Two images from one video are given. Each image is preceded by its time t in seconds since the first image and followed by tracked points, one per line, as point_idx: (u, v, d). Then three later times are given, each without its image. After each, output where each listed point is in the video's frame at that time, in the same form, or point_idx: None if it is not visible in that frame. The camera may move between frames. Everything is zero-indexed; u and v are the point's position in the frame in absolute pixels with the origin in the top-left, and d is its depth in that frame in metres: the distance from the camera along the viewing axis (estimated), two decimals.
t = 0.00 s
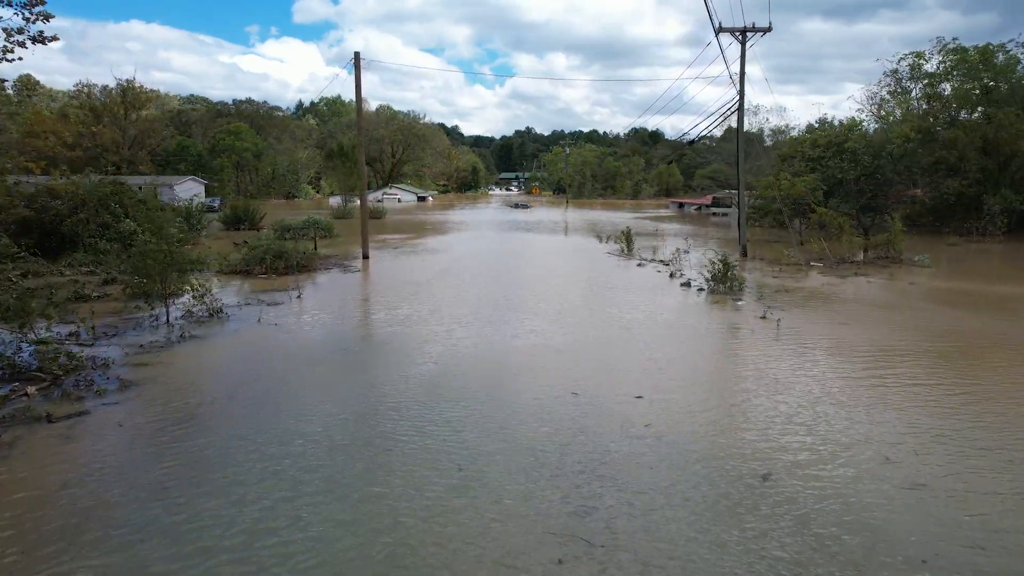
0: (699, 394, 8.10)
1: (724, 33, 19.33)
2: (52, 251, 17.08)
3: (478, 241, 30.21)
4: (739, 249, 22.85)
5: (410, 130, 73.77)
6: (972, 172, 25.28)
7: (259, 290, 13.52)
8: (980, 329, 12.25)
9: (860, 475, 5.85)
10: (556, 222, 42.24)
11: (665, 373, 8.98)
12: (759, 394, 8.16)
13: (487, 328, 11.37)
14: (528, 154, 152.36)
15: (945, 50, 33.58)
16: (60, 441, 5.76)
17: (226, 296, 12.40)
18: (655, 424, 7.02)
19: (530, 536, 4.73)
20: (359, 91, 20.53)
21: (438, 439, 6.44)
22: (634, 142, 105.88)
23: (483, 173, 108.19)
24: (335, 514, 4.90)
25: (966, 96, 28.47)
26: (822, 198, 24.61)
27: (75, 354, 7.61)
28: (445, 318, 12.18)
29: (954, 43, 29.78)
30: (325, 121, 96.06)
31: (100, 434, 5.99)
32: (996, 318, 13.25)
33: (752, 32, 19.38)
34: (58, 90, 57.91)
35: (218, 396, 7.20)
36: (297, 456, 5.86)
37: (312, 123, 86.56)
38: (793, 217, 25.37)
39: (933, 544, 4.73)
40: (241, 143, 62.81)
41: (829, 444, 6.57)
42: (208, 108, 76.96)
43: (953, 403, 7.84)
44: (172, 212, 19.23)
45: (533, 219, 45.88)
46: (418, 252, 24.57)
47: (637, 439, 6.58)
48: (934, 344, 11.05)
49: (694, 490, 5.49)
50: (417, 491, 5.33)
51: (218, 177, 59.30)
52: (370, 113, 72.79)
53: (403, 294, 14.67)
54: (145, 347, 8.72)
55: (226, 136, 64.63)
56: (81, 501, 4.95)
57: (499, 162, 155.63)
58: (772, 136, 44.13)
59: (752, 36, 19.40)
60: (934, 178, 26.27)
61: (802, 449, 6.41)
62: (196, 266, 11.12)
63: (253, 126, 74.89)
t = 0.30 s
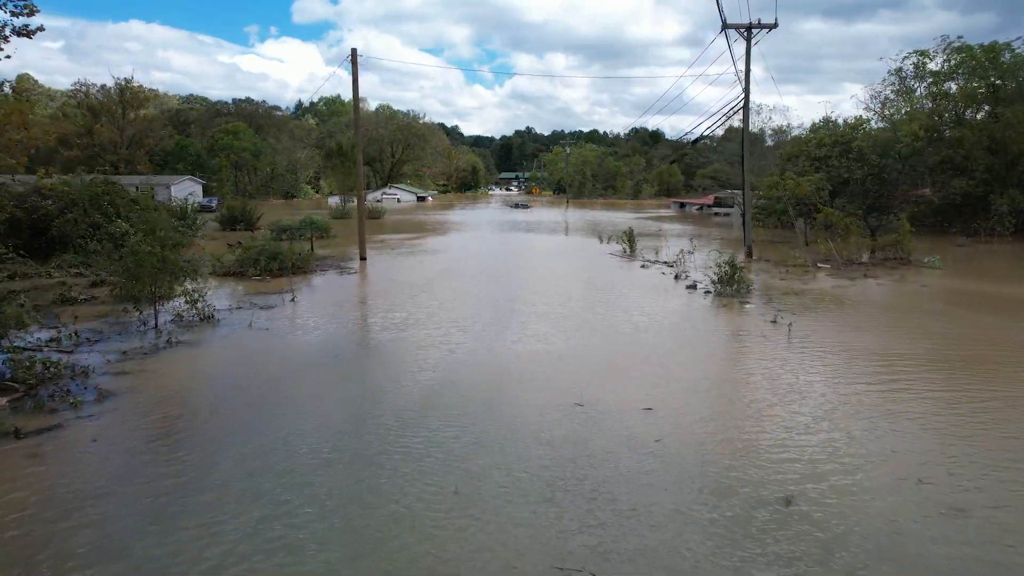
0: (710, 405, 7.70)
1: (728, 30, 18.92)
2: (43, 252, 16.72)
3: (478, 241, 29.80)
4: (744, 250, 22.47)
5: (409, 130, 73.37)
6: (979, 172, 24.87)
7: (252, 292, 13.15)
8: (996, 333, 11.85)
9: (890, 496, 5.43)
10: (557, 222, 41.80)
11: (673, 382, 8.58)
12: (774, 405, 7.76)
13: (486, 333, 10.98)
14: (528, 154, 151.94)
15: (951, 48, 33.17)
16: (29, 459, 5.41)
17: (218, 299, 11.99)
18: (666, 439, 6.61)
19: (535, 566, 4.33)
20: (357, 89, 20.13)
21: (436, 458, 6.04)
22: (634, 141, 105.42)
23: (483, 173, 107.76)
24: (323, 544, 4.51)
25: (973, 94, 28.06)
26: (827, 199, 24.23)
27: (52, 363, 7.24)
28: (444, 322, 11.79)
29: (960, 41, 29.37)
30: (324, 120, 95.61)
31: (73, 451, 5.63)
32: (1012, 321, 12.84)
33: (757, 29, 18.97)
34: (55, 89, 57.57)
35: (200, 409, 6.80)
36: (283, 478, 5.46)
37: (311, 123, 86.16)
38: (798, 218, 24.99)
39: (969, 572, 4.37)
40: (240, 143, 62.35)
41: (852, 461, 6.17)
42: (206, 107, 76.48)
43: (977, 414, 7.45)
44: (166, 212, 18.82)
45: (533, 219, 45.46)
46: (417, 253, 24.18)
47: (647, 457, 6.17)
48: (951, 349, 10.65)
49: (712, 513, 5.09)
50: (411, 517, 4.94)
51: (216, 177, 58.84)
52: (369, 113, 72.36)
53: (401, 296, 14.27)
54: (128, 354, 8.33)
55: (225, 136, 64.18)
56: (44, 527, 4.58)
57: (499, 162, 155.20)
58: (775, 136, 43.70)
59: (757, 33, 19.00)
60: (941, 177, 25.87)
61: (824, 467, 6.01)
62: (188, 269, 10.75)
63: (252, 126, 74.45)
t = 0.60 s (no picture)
0: (720, 416, 7.33)
1: (733, 27, 18.54)
2: (32, 254, 16.33)
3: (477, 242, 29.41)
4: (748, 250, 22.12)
5: (409, 130, 73.00)
6: (987, 171, 24.51)
7: (245, 295, 12.77)
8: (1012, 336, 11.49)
9: (918, 516, 5.08)
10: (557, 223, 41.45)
11: (680, 391, 8.20)
12: (787, 415, 7.38)
13: (485, 338, 10.60)
14: (527, 154, 151.63)
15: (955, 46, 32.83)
16: None
17: (209, 304, 11.60)
18: (675, 453, 6.25)
19: None
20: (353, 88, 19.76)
21: (431, 475, 5.67)
22: (635, 141, 105.15)
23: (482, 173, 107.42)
24: (308, 572, 4.18)
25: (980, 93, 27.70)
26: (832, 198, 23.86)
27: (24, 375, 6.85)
28: (443, 326, 11.41)
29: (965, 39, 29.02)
30: (323, 120, 95.21)
31: (42, 473, 5.27)
32: None
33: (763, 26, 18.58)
34: (52, 89, 57.12)
35: (182, 422, 6.45)
36: (266, 499, 5.10)
37: (310, 123, 85.79)
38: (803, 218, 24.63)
39: None
40: (239, 143, 61.95)
41: (874, 476, 5.81)
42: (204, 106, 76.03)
43: (1005, 425, 7.05)
44: (159, 213, 18.41)
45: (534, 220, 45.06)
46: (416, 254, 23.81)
47: (656, 473, 5.81)
48: (969, 353, 10.27)
49: (728, 537, 4.73)
50: (404, 541, 4.59)
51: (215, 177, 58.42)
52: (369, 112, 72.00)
53: (399, 299, 13.89)
54: (108, 362, 7.94)
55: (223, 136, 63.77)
56: (6, 557, 4.26)
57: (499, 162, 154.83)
58: (777, 135, 43.34)
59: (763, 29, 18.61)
60: (947, 177, 25.49)
61: (845, 484, 5.65)
62: (179, 272, 10.43)
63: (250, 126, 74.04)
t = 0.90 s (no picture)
0: (734, 429, 6.90)
1: (740, 22, 18.09)
2: (20, 254, 16.06)
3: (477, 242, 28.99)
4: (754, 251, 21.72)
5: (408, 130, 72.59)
6: (995, 170, 24.12)
7: (236, 298, 12.36)
8: None
9: (956, 545, 4.66)
10: (558, 223, 41.01)
11: (690, 400, 7.81)
12: (804, 428, 6.95)
13: (485, 343, 10.18)
14: (527, 154, 151.34)
15: (960, 44, 32.41)
16: None
17: (197, 309, 11.16)
18: (688, 472, 5.82)
19: None
20: (350, 84, 19.35)
21: (425, 499, 5.24)
22: (635, 140, 104.71)
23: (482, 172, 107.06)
24: None
25: (987, 91, 27.29)
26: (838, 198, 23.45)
27: None
28: (443, 330, 11.01)
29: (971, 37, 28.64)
30: (322, 119, 94.73)
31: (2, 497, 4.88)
32: None
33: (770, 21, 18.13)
34: (49, 88, 56.68)
35: (159, 438, 6.02)
36: (244, 526, 4.67)
37: (309, 122, 85.36)
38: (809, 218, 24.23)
39: None
40: (237, 142, 61.52)
41: (903, 498, 5.38)
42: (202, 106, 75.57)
43: None
44: (151, 213, 17.93)
45: (534, 220, 44.65)
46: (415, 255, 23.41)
47: (667, 495, 5.39)
48: (989, 357, 9.87)
49: (751, 569, 4.31)
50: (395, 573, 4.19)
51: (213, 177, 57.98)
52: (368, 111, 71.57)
53: (397, 302, 13.48)
54: (84, 371, 7.49)
55: (222, 135, 63.35)
56: None
57: (499, 161, 154.57)
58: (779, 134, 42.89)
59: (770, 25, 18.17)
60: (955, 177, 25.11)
61: (873, 507, 5.23)
62: (166, 273, 9.82)
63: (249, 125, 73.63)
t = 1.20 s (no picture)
0: (747, 441, 6.54)
1: (745, 18, 17.69)
2: (9, 255, 15.80)
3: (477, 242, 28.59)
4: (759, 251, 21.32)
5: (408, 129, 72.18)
6: (1003, 169, 23.71)
7: (227, 301, 11.95)
8: None
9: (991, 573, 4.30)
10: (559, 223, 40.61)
11: (698, 408, 7.44)
12: (820, 440, 6.55)
13: (482, 348, 9.79)
14: (527, 154, 150.90)
15: (965, 42, 31.99)
16: None
17: (185, 312, 10.78)
18: (696, 490, 5.44)
19: None
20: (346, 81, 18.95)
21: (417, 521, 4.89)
22: (635, 140, 104.24)
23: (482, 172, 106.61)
24: None
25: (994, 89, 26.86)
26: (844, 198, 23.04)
27: None
28: (441, 334, 10.61)
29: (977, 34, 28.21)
30: (321, 119, 94.24)
31: None
32: None
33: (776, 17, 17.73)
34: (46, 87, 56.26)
35: (132, 461, 5.78)
36: (208, 557, 4.40)
37: (308, 122, 84.95)
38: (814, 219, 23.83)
39: None
40: (235, 142, 61.10)
41: (931, 519, 5.02)
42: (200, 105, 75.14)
43: None
44: (142, 213, 17.54)
45: (535, 220, 44.21)
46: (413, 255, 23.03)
47: (674, 515, 5.00)
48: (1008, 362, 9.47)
49: None
50: None
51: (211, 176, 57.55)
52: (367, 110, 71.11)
53: (393, 304, 13.07)
54: (58, 384, 7.17)
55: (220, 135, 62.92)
56: None
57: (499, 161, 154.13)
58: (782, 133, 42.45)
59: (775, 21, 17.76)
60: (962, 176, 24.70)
61: (899, 530, 4.85)
62: (150, 273, 9.36)
63: (247, 125, 73.21)
